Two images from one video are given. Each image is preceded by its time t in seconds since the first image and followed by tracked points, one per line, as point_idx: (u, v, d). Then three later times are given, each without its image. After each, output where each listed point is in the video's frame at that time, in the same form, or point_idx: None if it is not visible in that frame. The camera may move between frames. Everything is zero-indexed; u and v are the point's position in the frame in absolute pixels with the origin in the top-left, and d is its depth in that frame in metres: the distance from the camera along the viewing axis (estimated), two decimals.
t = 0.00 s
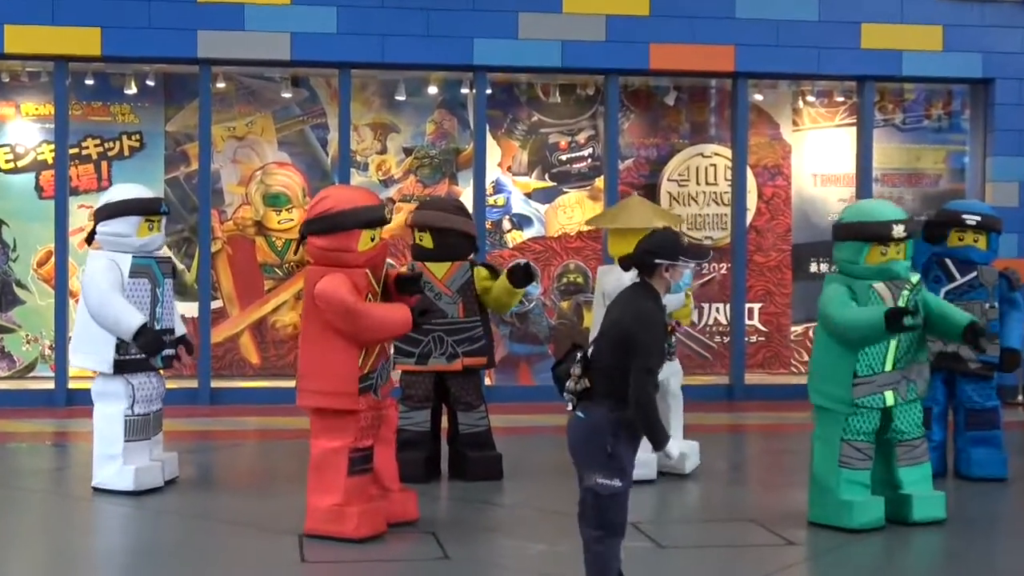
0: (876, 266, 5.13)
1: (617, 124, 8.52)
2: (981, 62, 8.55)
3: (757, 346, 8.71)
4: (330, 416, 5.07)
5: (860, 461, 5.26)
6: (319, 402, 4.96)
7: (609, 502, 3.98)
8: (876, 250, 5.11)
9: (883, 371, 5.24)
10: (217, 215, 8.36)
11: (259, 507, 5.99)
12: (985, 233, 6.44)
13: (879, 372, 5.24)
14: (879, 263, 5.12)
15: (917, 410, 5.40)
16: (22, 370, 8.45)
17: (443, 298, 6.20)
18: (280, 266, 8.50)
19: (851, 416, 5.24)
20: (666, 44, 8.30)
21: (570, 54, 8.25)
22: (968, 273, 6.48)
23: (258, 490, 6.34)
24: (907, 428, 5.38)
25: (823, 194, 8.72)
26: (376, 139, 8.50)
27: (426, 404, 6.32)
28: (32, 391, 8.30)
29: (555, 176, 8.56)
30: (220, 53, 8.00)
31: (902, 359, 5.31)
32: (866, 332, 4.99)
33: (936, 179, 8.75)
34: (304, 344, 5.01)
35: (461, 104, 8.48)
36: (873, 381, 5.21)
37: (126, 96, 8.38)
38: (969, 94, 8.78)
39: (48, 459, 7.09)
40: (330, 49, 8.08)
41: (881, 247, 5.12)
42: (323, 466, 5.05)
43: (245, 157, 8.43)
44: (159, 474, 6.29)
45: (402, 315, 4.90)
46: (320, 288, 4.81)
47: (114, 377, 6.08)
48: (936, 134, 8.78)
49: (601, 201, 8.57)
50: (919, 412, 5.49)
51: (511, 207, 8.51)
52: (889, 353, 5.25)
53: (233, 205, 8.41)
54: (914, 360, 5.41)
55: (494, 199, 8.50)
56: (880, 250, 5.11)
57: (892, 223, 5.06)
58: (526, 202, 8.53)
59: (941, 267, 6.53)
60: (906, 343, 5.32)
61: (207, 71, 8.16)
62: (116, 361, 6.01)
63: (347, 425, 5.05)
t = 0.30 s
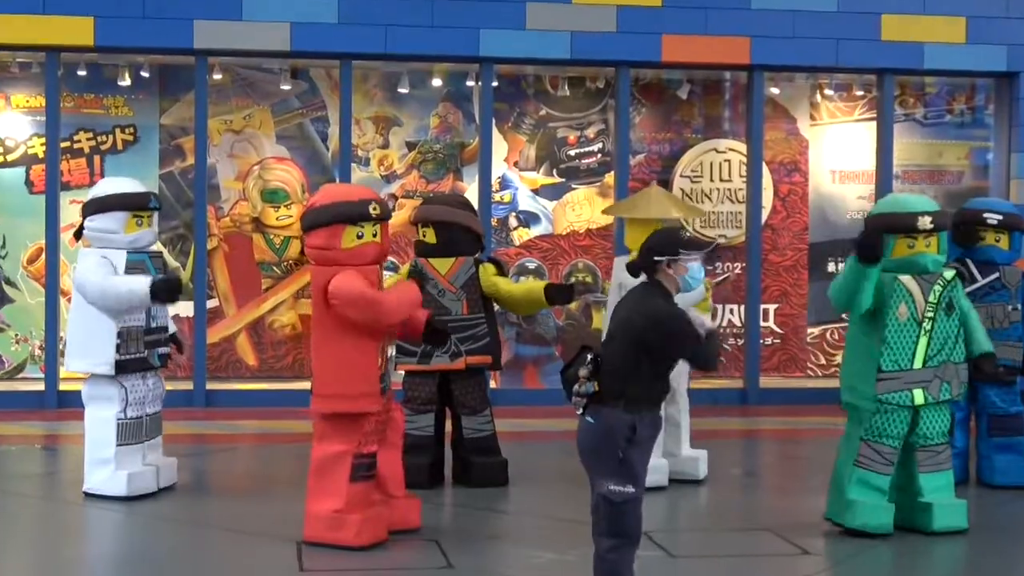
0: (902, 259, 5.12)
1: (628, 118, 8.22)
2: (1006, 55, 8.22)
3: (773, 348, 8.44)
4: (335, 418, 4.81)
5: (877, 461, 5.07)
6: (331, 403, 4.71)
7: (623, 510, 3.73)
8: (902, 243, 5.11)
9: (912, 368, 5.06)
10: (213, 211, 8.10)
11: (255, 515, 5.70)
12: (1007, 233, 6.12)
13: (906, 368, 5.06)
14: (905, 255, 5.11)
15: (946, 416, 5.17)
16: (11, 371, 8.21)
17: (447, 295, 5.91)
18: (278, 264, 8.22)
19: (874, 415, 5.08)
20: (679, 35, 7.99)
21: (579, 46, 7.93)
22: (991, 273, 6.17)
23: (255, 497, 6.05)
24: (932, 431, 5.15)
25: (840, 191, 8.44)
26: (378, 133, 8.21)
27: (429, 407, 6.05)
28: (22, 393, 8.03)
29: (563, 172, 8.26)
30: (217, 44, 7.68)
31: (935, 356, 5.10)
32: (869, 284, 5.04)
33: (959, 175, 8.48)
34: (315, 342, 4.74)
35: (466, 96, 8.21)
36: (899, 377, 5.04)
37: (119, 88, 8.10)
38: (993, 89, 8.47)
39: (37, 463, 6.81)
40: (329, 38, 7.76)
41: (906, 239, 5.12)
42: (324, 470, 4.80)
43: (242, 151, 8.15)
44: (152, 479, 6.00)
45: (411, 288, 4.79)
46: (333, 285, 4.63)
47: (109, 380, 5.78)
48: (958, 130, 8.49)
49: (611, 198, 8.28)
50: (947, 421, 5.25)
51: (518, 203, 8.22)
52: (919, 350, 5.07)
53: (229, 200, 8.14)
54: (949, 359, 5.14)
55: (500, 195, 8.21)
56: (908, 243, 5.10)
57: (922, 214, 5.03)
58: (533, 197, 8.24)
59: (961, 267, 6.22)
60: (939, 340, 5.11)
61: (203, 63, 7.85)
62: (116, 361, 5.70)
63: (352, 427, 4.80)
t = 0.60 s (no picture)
0: (896, 252, 5.09)
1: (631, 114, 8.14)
2: (1013, 50, 8.14)
3: (776, 346, 8.40)
4: (330, 413, 4.77)
5: (865, 460, 5.10)
6: (329, 394, 4.70)
7: (637, 509, 3.68)
8: (896, 236, 5.08)
9: (902, 363, 5.01)
10: (213, 207, 8.05)
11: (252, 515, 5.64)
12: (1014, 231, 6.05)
13: (897, 363, 5.01)
14: (899, 248, 5.08)
15: (944, 413, 5.16)
16: (9, 368, 8.17)
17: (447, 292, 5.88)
18: (277, 260, 8.16)
19: (861, 413, 5.11)
20: (683, 30, 7.90)
21: (582, 40, 7.83)
22: (998, 273, 6.09)
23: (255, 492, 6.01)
24: (929, 429, 5.15)
25: (844, 188, 8.39)
26: (379, 129, 8.16)
27: (430, 405, 6.00)
28: (20, 390, 7.98)
29: (565, 168, 8.21)
30: (217, 39, 7.57)
31: (926, 352, 5.06)
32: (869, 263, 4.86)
33: (965, 172, 8.41)
34: (319, 331, 4.73)
35: (468, 92, 8.14)
36: (890, 371, 4.99)
37: (118, 83, 8.05)
38: (999, 84, 8.39)
39: (34, 461, 6.75)
40: (330, 33, 7.66)
41: (900, 233, 5.08)
42: (322, 468, 4.77)
43: (242, 146, 8.10)
44: (151, 478, 5.93)
45: (409, 276, 4.42)
46: (337, 276, 4.61)
47: (108, 376, 5.75)
48: (964, 126, 8.42)
49: (614, 194, 8.21)
50: (949, 418, 5.26)
51: (519, 200, 8.17)
52: (910, 345, 5.03)
53: (229, 196, 8.09)
54: (942, 357, 5.10)
55: (502, 192, 8.16)
56: (901, 236, 5.08)
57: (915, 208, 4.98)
58: (535, 194, 8.19)
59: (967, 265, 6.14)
60: (931, 336, 5.06)
61: (202, 57, 7.74)
62: (123, 358, 5.65)
63: (347, 423, 4.76)
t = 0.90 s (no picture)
0: (884, 250, 5.22)
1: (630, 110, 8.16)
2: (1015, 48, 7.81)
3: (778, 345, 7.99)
4: (335, 409, 4.88)
5: (864, 456, 5.30)
6: (344, 389, 4.82)
7: (623, 496, 4.05)
8: (881, 235, 5.21)
9: (890, 360, 5.22)
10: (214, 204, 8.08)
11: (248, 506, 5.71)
12: (1015, 227, 6.04)
13: (884, 360, 5.23)
14: (885, 247, 5.21)
15: (942, 408, 5.36)
16: (11, 363, 8.18)
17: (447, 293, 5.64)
18: (278, 257, 8.18)
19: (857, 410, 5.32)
20: (682, 27, 7.96)
21: (582, 37, 7.90)
22: (997, 268, 6.08)
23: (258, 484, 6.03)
24: (928, 426, 5.33)
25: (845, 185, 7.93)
26: (381, 125, 8.07)
27: (429, 402, 6.11)
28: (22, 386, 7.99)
29: (566, 164, 8.31)
30: (217, 36, 7.57)
31: (916, 349, 5.25)
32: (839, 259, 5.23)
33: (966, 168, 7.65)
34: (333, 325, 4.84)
35: (469, 88, 8.12)
36: (875, 369, 5.23)
37: (118, 80, 8.10)
38: (1001, 81, 8.00)
39: (34, 458, 6.76)
40: (331, 29, 7.62)
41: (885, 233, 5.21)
42: (326, 462, 4.91)
43: (242, 142, 8.17)
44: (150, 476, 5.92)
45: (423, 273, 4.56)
46: (350, 269, 4.72)
47: (109, 373, 5.75)
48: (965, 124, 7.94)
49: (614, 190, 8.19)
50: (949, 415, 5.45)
51: (519, 196, 8.24)
52: (897, 342, 5.22)
53: (230, 194, 8.11)
54: (933, 353, 5.28)
55: (502, 188, 8.23)
56: (886, 235, 5.20)
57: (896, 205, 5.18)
58: (536, 189, 8.29)
59: (968, 262, 6.07)
60: (919, 334, 5.25)
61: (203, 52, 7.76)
62: (120, 355, 5.70)
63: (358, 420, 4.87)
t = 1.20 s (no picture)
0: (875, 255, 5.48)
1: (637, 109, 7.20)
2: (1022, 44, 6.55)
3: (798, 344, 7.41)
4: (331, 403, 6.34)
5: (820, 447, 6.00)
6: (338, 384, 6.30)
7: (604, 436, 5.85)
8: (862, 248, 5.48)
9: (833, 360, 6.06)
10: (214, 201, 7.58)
11: (251, 515, 5.95)
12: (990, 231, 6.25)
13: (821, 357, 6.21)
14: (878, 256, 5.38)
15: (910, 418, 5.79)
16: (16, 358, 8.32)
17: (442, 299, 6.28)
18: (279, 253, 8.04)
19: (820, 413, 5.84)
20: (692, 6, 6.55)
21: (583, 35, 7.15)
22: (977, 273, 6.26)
23: (248, 487, 5.88)
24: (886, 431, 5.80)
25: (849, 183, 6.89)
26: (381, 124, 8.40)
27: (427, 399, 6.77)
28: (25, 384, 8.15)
29: (564, 163, 8.66)
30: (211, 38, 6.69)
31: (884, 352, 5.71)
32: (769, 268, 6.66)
33: (966, 168, 7.00)
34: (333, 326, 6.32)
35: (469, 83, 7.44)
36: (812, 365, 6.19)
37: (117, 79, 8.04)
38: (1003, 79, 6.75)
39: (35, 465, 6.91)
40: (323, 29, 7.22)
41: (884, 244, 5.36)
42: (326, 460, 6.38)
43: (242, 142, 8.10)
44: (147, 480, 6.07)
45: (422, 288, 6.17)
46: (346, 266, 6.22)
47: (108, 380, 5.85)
48: (966, 121, 6.94)
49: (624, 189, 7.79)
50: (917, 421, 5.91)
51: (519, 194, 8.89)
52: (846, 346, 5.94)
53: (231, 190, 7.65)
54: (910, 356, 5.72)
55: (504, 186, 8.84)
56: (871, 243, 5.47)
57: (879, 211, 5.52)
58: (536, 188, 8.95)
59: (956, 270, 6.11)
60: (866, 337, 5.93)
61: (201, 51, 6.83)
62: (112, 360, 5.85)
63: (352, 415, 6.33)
